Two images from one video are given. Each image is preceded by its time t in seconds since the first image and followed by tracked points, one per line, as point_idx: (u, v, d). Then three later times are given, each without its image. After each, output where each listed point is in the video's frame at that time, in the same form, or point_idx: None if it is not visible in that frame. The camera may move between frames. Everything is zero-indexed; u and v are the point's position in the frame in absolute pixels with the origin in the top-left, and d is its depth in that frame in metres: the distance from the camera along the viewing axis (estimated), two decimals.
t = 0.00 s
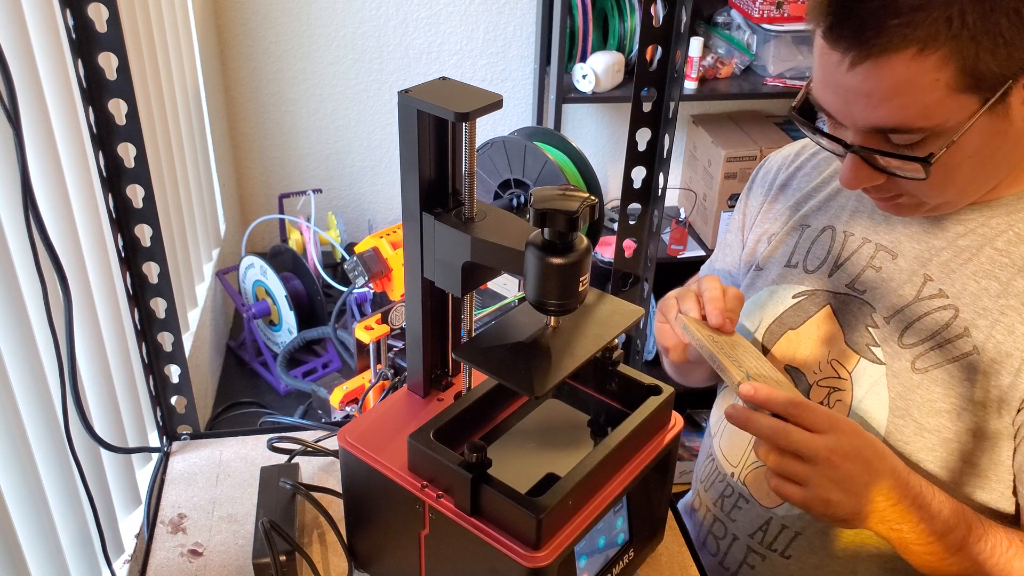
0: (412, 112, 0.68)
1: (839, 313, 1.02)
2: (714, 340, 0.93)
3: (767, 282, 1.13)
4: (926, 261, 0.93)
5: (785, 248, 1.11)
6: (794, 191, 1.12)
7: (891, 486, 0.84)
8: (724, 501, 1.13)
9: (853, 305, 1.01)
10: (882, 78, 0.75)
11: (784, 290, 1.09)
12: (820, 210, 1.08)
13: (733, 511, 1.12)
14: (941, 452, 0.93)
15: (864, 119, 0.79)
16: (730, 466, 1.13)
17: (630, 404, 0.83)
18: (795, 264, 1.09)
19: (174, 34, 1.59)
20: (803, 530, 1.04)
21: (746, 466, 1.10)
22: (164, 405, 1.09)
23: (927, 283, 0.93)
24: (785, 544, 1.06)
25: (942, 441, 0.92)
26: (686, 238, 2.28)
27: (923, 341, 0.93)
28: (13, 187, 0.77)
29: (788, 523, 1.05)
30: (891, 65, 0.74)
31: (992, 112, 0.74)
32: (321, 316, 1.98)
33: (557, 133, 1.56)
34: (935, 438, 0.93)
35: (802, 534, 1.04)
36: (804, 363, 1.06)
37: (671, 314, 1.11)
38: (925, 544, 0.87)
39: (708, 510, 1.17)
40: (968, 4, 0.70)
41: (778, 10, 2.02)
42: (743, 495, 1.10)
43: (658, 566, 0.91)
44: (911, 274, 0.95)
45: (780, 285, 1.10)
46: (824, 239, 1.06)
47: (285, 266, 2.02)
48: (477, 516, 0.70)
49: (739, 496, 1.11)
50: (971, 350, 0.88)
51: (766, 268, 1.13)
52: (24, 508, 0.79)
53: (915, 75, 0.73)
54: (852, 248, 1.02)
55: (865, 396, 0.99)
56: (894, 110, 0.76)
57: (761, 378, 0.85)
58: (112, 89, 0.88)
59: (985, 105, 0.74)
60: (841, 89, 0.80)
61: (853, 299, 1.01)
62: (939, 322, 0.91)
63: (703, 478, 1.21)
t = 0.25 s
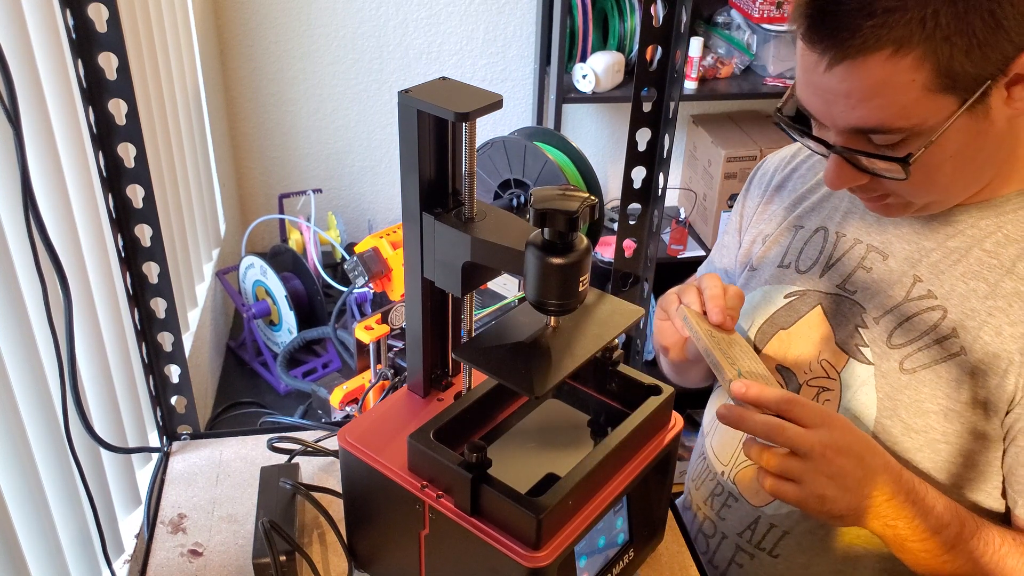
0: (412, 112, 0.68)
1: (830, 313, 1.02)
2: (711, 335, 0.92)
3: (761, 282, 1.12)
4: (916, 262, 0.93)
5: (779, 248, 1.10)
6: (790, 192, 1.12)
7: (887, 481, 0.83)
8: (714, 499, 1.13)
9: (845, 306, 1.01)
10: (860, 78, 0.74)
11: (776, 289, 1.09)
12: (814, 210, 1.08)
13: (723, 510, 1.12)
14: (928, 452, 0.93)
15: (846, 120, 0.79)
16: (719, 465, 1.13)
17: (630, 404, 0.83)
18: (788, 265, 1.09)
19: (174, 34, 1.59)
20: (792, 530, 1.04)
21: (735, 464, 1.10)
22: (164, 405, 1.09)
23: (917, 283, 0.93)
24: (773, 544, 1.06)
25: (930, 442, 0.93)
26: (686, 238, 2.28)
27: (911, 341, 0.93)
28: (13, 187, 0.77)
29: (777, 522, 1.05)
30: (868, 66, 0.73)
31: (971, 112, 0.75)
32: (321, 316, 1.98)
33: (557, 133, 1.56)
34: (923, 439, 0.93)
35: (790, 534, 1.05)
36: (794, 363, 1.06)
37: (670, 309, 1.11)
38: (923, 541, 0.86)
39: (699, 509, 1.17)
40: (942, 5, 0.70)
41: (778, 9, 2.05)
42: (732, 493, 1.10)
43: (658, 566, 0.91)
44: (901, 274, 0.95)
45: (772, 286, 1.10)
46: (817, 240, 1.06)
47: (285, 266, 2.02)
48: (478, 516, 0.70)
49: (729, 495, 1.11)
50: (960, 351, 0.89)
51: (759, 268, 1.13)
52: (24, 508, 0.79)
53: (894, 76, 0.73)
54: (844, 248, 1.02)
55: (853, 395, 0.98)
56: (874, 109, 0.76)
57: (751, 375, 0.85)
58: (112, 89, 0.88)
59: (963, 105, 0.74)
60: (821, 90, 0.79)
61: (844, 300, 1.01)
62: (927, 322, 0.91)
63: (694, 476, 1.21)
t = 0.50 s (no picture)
0: (412, 112, 0.68)
1: (822, 313, 1.02)
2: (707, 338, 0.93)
3: (754, 282, 1.12)
4: (908, 262, 0.94)
5: (773, 248, 1.10)
6: (785, 192, 1.12)
7: (883, 471, 0.83)
8: (707, 498, 1.14)
9: (838, 306, 1.01)
10: (846, 74, 0.74)
11: (769, 289, 1.09)
12: (807, 211, 1.07)
13: (715, 509, 1.12)
14: (920, 451, 0.93)
15: (833, 117, 0.79)
16: (711, 464, 1.13)
17: (630, 404, 0.83)
18: (782, 265, 1.09)
19: (174, 34, 1.59)
20: (783, 529, 1.05)
21: (726, 464, 1.10)
22: (164, 405, 1.09)
23: (908, 283, 0.93)
24: (764, 543, 1.07)
25: (920, 442, 0.92)
26: (687, 238, 2.29)
27: (902, 341, 0.93)
28: (13, 187, 0.77)
29: (768, 521, 1.05)
30: (854, 61, 0.73)
31: (958, 109, 0.75)
32: (321, 316, 1.98)
33: (557, 133, 1.56)
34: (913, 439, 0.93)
35: (781, 533, 1.05)
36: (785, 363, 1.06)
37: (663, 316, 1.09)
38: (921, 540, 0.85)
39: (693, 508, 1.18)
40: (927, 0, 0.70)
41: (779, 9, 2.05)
42: (725, 493, 1.11)
43: (658, 566, 0.91)
44: (893, 273, 0.95)
45: (765, 286, 1.10)
46: (810, 240, 1.06)
47: (285, 266, 2.02)
48: (477, 516, 0.70)
49: (721, 494, 1.11)
50: (949, 350, 0.89)
51: (752, 268, 1.13)
52: (24, 509, 0.79)
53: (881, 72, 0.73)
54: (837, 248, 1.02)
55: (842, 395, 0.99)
56: (861, 106, 0.76)
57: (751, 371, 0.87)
58: (112, 89, 0.88)
59: (951, 101, 0.74)
60: (809, 87, 0.79)
61: (836, 300, 1.01)
62: (918, 322, 0.92)
63: (688, 475, 1.21)
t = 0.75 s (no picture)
0: (412, 112, 0.68)
1: (820, 317, 1.01)
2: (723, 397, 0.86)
3: (750, 286, 1.12)
4: (905, 263, 0.94)
5: (768, 252, 1.10)
6: (781, 194, 1.12)
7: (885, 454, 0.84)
8: (706, 501, 1.14)
9: (835, 309, 1.00)
10: (864, 65, 0.74)
11: (765, 293, 1.09)
12: (803, 214, 1.07)
13: (713, 512, 1.13)
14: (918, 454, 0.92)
15: (847, 111, 0.78)
16: (710, 468, 1.13)
17: (630, 404, 0.83)
18: (777, 268, 1.08)
19: (174, 34, 1.59)
20: (780, 532, 1.05)
21: (725, 467, 1.10)
22: (164, 405, 1.09)
23: (905, 285, 0.93)
24: (762, 546, 1.07)
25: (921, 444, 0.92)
26: (687, 238, 2.28)
27: (899, 343, 0.93)
28: (13, 188, 0.77)
29: (766, 524, 1.06)
30: (872, 51, 0.73)
31: (976, 98, 0.75)
32: (321, 316, 1.98)
33: (557, 133, 1.56)
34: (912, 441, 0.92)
35: (779, 536, 1.05)
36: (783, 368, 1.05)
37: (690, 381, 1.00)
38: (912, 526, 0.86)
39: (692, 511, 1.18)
40: None
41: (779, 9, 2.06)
42: (723, 495, 1.11)
43: (658, 566, 0.91)
44: (889, 276, 0.95)
45: (761, 290, 1.09)
46: (805, 242, 1.06)
47: (285, 266, 2.02)
48: (478, 516, 0.70)
49: (719, 497, 1.11)
50: (948, 351, 0.89)
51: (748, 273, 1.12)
52: (24, 508, 0.79)
53: (898, 65, 0.73)
54: (834, 250, 1.02)
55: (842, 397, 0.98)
56: (878, 97, 0.75)
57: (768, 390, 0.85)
58: (112, 90, 0.88)
59: (969, 90, 0.74)
60: (823, 81, 0.79)
61: (834, 304, 1.01)
62: (917, 323, 0.91)
63: (687, 477, 1.21)
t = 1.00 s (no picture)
0: (412, 112, 0.68)
1: (822, 319, 1.01)
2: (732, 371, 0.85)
3: (748, 289, 1.11)
4: (908, 265, 0.94)
5: (767, 254, 1.10)
6: (779, 194, 1.12)
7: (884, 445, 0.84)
8: (709, 506, 1.14)
9: (838, 311, 1.00)
10: (901, 60, 0.74)
11: (766, 296, 1.08)
12: (801, 215, 1.07)
13: (717, 517, 1.13)
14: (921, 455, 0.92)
15: (879, 107, 0.78)
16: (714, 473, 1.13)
17: (630, 404, 0.83)
18: (776, 270, 1.08)
19: (174, 34, 1.59)
20: (785, 537, 1.05)
21: (728, 472, 1.10)
22: (164, 405, 1.09)
23: (909, 286, 0.93)
24: (766, 551, 1.07)
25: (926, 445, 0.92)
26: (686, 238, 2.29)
27: (902, 345, 0.93)
28: (13, 187, 0.77)
29: (770, 529, 1.06)
30: (912, 46, 0.73)
31: (1004, 97, 0.75)
32: (321, 316, 1.98)
33: (557, 133, 1.56)
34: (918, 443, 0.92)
35: (783, 541, 1.05)
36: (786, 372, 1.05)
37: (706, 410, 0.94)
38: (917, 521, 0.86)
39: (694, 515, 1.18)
40: None
41: (778, 9, 2.02)
42: (726, 501, 1.11)
43: (658, 566, 0.91)
44: (893, 278, 0.95)
45: (759, 292, 1.09)
46: (805, 244, 1.06)
47: (285, 266, 2.03)
48: (478, 516, 0.70)
49: (722, 502, 1.11)
50: (952, 353, 0.88)
51: (747, 275, 1.12)
52: (24, 509, 0.79)
53: (917, 62, 0.73)
54: (835, 252, 1.02)
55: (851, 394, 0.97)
56: (911, 94, 0.75)
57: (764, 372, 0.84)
58: (112, 89, 0.88)
59: (999, 91, 0.74)
60: (854, 75, 0.78)
61: (837, 306, 1.00)
62: (922, 324, 0.91)
63: (688, 483, 1.21)
